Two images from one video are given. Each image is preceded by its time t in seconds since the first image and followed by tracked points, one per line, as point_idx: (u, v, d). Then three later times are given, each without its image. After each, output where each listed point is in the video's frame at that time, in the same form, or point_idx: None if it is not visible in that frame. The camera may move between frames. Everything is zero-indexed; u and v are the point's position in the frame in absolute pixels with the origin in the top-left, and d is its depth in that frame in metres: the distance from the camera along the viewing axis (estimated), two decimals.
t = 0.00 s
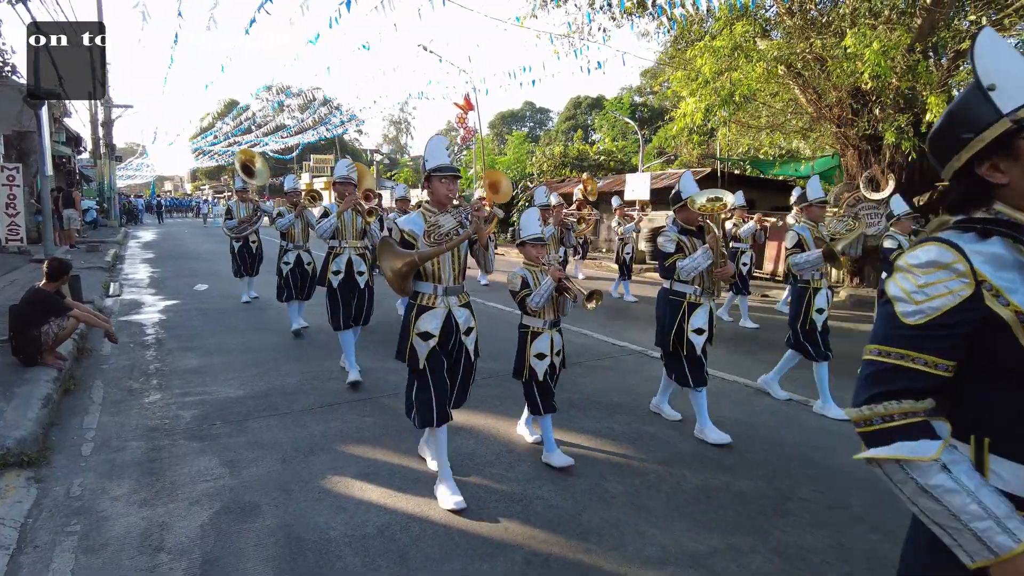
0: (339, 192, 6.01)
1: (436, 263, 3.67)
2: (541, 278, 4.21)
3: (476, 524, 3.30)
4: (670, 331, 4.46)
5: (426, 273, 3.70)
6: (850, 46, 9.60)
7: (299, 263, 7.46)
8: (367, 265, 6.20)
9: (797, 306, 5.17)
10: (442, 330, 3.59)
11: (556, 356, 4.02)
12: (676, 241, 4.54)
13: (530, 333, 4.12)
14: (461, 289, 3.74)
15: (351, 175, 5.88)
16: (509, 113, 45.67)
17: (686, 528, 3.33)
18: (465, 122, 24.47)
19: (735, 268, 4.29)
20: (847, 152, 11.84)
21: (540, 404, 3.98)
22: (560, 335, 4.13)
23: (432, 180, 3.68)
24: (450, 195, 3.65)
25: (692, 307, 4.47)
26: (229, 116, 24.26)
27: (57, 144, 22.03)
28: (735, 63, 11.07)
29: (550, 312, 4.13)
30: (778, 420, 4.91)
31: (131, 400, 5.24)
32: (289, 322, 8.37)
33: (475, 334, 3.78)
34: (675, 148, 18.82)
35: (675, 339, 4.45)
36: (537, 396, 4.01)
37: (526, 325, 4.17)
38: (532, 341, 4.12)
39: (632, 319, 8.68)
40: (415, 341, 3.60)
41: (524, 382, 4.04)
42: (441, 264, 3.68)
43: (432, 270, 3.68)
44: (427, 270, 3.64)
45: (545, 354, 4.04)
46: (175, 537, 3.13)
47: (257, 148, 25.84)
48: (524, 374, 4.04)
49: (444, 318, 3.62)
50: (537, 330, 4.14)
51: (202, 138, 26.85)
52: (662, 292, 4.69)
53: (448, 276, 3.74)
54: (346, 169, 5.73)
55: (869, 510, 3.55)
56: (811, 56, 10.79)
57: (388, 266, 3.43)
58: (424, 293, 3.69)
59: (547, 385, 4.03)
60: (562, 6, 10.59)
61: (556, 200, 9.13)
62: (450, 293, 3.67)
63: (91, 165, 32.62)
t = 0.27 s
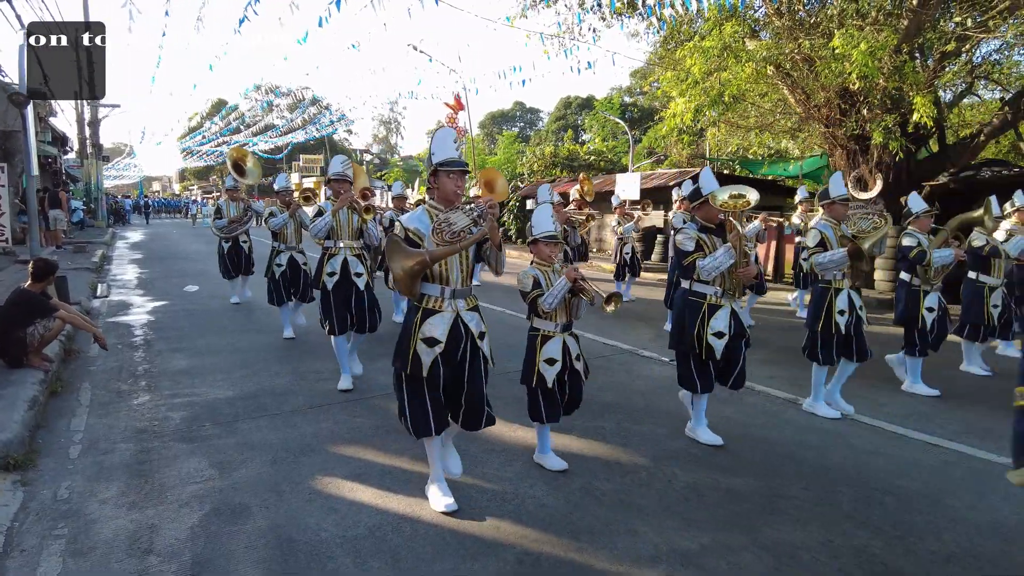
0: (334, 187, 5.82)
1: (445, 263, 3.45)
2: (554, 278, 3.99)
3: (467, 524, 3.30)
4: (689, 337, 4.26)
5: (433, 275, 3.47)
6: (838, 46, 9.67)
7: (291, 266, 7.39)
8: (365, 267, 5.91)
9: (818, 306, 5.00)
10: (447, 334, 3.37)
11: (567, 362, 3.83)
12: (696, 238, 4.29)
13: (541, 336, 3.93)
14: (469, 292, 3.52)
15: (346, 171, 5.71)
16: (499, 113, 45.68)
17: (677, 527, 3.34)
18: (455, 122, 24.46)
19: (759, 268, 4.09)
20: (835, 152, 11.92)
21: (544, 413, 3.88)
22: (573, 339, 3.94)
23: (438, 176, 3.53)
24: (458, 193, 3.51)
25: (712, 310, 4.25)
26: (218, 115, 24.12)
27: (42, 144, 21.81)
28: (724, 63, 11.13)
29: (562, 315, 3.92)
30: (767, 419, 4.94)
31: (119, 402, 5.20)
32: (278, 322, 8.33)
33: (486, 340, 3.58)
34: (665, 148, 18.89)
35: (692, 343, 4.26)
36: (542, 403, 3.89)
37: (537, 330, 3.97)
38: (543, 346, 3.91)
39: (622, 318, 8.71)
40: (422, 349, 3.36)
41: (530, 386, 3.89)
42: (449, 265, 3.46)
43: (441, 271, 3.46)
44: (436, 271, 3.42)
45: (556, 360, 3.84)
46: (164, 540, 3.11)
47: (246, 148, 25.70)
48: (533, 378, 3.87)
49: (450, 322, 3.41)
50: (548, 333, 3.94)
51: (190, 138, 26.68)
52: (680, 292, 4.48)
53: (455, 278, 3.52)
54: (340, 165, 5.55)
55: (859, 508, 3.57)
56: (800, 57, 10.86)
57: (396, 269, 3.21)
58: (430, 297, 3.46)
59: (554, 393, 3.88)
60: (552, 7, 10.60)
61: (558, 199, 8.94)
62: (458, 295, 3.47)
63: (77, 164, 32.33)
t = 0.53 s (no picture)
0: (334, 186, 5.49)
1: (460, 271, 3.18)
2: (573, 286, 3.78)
3: (458, 524, 3.30)
4: (711, 349, 4.16)
5: (448, 283, 3.21)
6: (827, 47, 9.73)
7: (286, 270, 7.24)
8: (365, 272, 5.50)
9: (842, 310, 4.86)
10: (462, 347, 3.14)
11: (582, 373, 3.64)
12: (722, 242, 4.13)
13: (558, 346, 3.69)
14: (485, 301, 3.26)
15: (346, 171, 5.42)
16: (491, 114, 45.73)
17: (668, 525, 3.35)
18: (447, 121, 24.43)
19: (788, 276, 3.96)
20: (825, 152, 11.98)
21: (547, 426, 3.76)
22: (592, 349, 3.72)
23: (454, 175, 3.19)
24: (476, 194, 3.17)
25: (736, 317, 4.14)
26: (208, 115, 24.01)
27: (30, 144, 21.64)
28: (714, 63, 11.17)
29: (581, 324, 3.71)
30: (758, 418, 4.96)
31: (108, 404, 5.16)
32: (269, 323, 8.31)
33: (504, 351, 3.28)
34: (655, 148, 18.97)
35: (710, 353, 4.17)
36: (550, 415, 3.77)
37: (552, 338, 3.75)
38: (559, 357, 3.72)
39: (613, 316, 8.74)
40: (433, 365, 3.15)
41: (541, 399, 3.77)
42: (465, 272, 3.20)
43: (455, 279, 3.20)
44: (450, 279, 3.16)
45: (570, 372, 3.66)
46: (154, 543, 3.09)
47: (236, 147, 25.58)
48: (545, 392, 3.73)
49: (465, 332, 3.17)
50: (565, 342, 3.70)
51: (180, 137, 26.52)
52: (703, 299, 4.33)
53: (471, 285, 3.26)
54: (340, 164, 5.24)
55: (849, 506, 3.59)
56: (789, 57, 10.92)
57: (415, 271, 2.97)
58: (444, 305, 3.20)
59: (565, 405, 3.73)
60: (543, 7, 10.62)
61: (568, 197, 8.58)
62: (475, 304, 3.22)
63: (66, 165, 32.11)
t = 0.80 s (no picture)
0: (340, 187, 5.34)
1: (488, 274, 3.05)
2: (601, 289, 3.66)
3: (453, 524, 3.29)
4: (751, 351, 3.98)
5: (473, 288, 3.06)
6: (818, 47, 9.78)
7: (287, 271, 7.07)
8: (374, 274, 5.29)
9: (872, 312, 4.70)
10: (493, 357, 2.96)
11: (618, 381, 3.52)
12: (756, 242, 4.06)
13: (588, 351, 3.60)
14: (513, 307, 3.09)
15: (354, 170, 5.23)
16: (483, 114, 45.71)
17: (664, 524, 3.36)
18: (439, 121, 24.39)
19: (825, 276, 3.84)
20: (815, 152, 12.04)
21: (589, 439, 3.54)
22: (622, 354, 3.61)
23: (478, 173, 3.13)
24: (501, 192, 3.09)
25: (773, 321, 4.01)
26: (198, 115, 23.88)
27: (18, 144, 21.44)
28: (706, 63, 11.20)
29: (612, 328, 3.63)
30: (752, 417, 4.98)
31: (99, 406, 5.11)
32: (262, 324, 8.26)
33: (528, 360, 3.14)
34: (647, 148, 18.99)
35: (751, 357, 3.99)
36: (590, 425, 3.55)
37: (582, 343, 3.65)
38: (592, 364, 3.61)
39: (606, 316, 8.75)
40: (464, 375, 2.95)
41: (578, 408, 3.59)
42: (492, 277, 3.04)
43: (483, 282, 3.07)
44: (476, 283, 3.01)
45: (604, 381, 3.54)
46: (145, 545, 3.07)
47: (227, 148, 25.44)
48: (580, 401, 3.57)
49: (494, 341, 3.00)
50: (595, 348, 3.62)
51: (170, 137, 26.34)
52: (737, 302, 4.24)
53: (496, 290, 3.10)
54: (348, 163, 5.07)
55: (843, 504, 3.61)
56: (780, 57, 10.97)
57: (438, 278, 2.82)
58: (469, 313, 3.03)
59: (603, 414, 3.52)
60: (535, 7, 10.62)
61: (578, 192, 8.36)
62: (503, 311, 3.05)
63: (54, 164, 31.85)
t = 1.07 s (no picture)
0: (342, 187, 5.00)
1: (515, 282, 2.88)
2: (629, 295, 3.38)
3: (448, 525, 3.27)
4: (779, 357, 3.74)
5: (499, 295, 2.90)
6: (810, 47, 9.82)
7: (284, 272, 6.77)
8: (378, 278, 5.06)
9: (902, 319, 4.37)
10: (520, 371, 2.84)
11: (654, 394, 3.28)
12: (788, 245, 3.71)
13: (616, 363, 3.34)
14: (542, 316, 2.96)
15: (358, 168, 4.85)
16: (476, 114, 45.68)
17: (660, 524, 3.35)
18: (432, 121, 24.36)
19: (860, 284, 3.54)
20: (807, 152, 12.08)
21: (634, 454, 3.21)
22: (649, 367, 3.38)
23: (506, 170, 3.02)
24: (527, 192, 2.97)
25: (803, 327, 3.70)
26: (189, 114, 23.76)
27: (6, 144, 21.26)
28: (699, 63, 11.22)
29: (641, 339, 3.32)
30: (747, 416, 4.98)
31: (89, 407, 5.05)
32: (253, 324, 8.21)
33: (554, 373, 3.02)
34: (639, 148, 19.01)
35: (776, 365, 3.76)
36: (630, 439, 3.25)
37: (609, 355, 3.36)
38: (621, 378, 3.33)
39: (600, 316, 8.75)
40: (490, 392, 2.82)
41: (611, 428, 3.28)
42: (519, 284, 2.89)
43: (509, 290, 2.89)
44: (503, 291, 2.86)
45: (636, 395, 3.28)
46: (137, 548, 3.03)
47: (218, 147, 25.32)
48: (608, 417, 3.30)
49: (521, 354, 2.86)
50: (624, 360, 3.34)
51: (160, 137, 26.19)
52: (766, 307, 3.90)
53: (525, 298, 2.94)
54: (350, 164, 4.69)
55: (838, 503, 3.61)
56: (772, 57, 10.99)
57: (461, 285, 2.60)
58: (493, 322, 2.88)
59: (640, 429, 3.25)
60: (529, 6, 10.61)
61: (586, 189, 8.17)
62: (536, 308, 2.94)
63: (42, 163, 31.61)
